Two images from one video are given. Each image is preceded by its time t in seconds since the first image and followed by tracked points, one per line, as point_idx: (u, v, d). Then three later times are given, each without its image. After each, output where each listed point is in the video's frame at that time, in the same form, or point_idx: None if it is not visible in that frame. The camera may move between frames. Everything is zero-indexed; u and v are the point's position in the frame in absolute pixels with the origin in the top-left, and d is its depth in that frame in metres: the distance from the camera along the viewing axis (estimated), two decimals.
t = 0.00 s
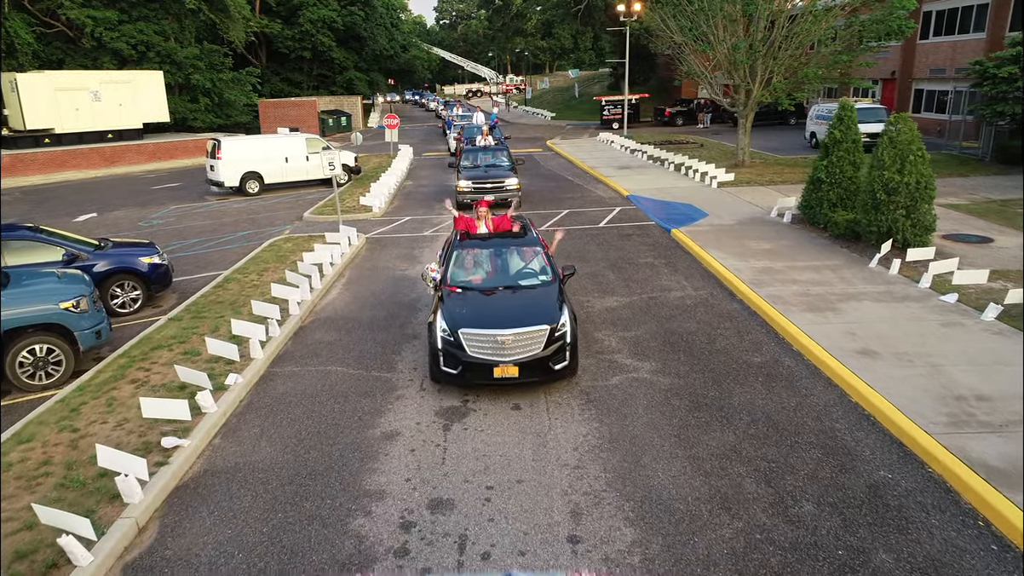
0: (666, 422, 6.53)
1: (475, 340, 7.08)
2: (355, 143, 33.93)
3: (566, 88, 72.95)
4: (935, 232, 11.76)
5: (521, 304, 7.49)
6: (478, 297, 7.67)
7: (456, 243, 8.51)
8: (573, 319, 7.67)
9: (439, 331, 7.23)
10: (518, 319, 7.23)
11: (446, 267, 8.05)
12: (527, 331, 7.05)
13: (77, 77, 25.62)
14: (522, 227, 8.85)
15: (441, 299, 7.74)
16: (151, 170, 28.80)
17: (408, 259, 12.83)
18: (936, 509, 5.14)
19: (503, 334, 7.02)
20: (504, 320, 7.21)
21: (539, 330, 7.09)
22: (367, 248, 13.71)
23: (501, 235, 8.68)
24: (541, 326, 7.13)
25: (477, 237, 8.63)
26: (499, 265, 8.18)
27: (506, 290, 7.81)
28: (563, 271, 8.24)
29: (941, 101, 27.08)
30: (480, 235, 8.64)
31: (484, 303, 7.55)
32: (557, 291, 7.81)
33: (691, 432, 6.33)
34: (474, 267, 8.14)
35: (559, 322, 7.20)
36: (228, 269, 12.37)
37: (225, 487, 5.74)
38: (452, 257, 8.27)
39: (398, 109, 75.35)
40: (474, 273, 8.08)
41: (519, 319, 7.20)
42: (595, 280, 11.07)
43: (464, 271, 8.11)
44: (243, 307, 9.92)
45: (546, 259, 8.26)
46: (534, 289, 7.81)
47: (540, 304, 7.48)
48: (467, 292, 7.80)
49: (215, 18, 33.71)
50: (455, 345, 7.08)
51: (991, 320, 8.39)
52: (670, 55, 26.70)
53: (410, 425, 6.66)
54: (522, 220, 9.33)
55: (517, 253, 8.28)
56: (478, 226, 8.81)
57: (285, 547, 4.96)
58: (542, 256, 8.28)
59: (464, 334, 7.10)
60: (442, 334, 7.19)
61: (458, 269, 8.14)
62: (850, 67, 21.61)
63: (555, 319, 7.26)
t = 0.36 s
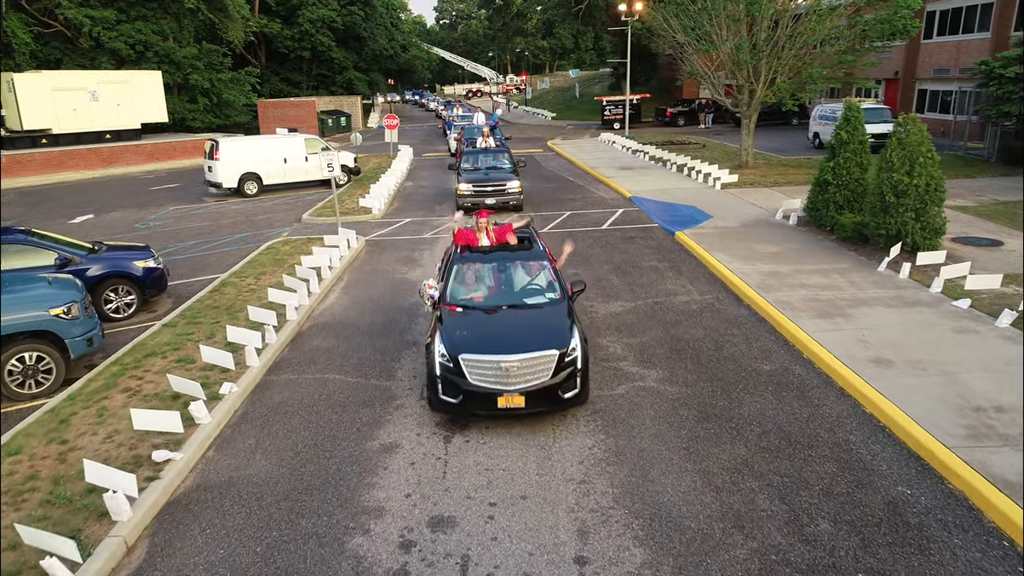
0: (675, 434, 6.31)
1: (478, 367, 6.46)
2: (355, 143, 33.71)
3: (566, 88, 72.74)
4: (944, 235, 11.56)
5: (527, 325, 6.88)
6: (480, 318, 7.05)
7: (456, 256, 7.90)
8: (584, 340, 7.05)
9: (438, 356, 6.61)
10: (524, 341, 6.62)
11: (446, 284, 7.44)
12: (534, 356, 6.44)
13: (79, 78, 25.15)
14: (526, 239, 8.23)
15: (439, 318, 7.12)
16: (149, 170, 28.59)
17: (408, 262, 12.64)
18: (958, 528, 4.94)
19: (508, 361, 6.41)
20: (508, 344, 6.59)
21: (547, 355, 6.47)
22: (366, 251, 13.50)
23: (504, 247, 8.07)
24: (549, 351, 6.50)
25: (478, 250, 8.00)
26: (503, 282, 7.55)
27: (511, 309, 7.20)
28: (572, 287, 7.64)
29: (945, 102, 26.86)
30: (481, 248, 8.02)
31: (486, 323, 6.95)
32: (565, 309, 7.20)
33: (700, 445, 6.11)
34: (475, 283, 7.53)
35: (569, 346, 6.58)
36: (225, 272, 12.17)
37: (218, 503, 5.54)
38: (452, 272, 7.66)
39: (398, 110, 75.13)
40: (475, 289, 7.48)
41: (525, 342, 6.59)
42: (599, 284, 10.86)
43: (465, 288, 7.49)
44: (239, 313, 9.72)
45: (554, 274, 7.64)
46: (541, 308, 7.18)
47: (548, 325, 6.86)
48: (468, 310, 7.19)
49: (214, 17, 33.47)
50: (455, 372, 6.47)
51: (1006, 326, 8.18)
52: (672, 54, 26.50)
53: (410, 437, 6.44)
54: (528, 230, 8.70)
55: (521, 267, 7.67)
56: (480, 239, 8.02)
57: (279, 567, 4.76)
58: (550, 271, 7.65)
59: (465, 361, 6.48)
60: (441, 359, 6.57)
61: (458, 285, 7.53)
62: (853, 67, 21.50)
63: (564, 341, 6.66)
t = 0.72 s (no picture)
0: (685, 450, 6.05)
1: (480, 407, 5.69)
2: (354, 144, 33.47)
3: (566, 88, 72.55)
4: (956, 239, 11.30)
5: (536, 356, 6.12)
6: (482, 347, 6.29)
7: (455, 275, 7.16)
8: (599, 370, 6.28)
9: (435, 393, 5.85)
10: (532, 375, 5.87)
11: (444, 308, 6.70)
12: (544, 395, 5.67)
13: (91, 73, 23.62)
14: (533, 256, 7.51)
15: (437, 347, 6.38)
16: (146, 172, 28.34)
17: (407, 266, 12.37)
18: (988, 554, 4.67)
19: (515, 400, 5.64)
20: (515, 379, 5.82)
21: (558, 392, 5.71)
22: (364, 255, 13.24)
23: (509, 265, 7.34)
24: (562, 388, 5.74)
25: (480, 268, 7.26)
26: (508, 304, 6.81)
27: (516, 336, 6.47)
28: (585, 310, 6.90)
29: (949, 102, 26.64)
30: (484, 266, 7.29)
31: (489, 353, 6.20)
32: (577, 336, 6.46)
33: (713, 461, 5.86)
34: (476, 306, 6.79)
35: (583, 382, 5.83)
36: (221, 277, 11.92)
37: (209, 525, 5.28)
38: (451, 293, 6.92)
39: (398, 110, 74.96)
40: (477, 313, 6.74)
41: (535, 377, 5.83)
42: (602, 290, 10.59)
43: (466, 311, 6.75)
44: (234, 319, 9.45)
45: (563, 295, 6.92)
46: (551, 335, 6.44)
47: (559, 356, 6.11)
48: (470, 337, 6.45)
49: (212, 17, 33.20)
50: (454, 411, 5.71)
51: None
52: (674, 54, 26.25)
53: (409, 455, 6.16)
54: (534, 246, 8.00)
55: (527, 287, 6.94)
56: (480, 254, 7.55)
57: None
58: (559, 292, 6.94)
59: (466, 400, 5.71)
60: (439, 397, 5.82)
61: (457, 308, 6.79)
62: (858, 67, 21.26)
63: (577, 374, 5.91)
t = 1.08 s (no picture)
0: (696, 467, 5.81)
1: (484, 456, 4.97)
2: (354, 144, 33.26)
3: (567, 88, 72.37)
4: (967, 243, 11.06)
5: (546, 395, 5.39)
6: (485, 383, 5.57)
7: (454, 298, 6.43)
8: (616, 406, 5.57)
9: (431, 437, 5.13)
10: (542, 418, 5.15)
11: (442, 338, 5.97)
12: (556, 442, 4.96)
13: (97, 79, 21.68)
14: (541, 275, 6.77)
15: (434, 383, 5.66)
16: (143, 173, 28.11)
17: (407, 270, 12.13)
18: None
19: (523, 448, 4.91)
20: (523, 422, 5.10)
21: (572, 437, 5.00)
22: (363, 259, 13.00)
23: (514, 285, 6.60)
24: (575, 433, 5.03)
25: (482, 289, 6.52)
26: (514, 332, 6.07)
27: (523, 368, 5.75)
28: (599, 337, 6.18)
29: (953, 103, 26.41)
30: (485, 287, 6.56)
31: (492, 389, 5.48)
32: (591, 370, 5.74)
33: (724, 479, 5.63)
34: (478, 333, 6.06)
35: (600, 426, 5.13)
36: (217, 281, 11.68)
37: (198, 548, 5.04)
38: (449, 318, 6.18)
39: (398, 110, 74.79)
40: (479, 341, 6.02)
41: (546, 420, 5.11)
42: (606, 296, 10.35)
43: (466, 339, 6.03)
44: (229, 327, 9.22)
45: (575, 320, 6.17)
46: (562, 369, 5.71)
47: (573, 395, 5.39)
48: (471, 371, 5.73)
49: (211, 17, 32.98)
50: (454, 460, 5.00)
51: None
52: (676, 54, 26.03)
53: (408, 472, 5.91)
54: (540, 264, 7.24)
55: (535, 310, 6.19)
56: (480, 274, 6.90)
57: None
58: (570, 316, 6.19)
59: (466, 448, 4.98)
60: (434, 442, 5.10)
61: (457, 335, 6.07)
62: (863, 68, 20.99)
63: (593, 416, 5.20)
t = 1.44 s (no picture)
0: (705, 483, 5.62)
1: (487, 516, 4.40)
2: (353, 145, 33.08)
3: (567, 88, 72.20)
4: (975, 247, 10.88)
5: (557, 442, 4.82)
6: (488, 427, 5.01)
7: (452, 323, 5.83)
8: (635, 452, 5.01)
9: (427, 492, 4.59)
10: (552, 471, 4.59)
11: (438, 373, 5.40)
12: (568, 498, 4.39)
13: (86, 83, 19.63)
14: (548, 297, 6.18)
15: (429, 424, 5.11)
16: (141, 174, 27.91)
17: (406, 274, 11.95)
18: None
19: (532, 506, 4.33)
20: (530, 476, 4.53)
21: (587, 493, 4.44)
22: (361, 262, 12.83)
23: (519, 308, 5.99)
24: (590, 488, 4.46)
25: (483, 313, 5.93)
26: (519, 363, 5.48)
27: (529, 408, 5.19)
28: (614, 369, 5.61)
29: (957, 103, 26.23)
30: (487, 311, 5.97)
31: (496, 434, 4.93)
32: (606, 409, 5.18)
33: (733, 496, 5.44)
34: (479, 364, 5.47)
35: (618, 479, 4.57)
36: (213, 286, 11.50)
37: (188, 569, 4.85)
38: (447, 348, 5.59)
39: (397, 110, 74.57)
40: (480, 374, 5.44)
41: (557, 474, 4.54)
42: (609, 301, 10.17)
43: (465, 372, 5.45)
44: (225, 334, 9.03)
45: (586, 348, 5.58)
46: (573, 409, 5.15)
47: (586, 441, 4.83)
48: (471, 411, 5.16)
49: (209, 17, 32.80)
50: (452, 519, 4.44)
51: None
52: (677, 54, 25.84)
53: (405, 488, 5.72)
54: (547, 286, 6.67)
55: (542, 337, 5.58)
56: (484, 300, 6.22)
57: None
58: (581, 343, 5.59)
59: (466, 506, 4.42)
60: (431, 497, 4.55)
61: (455, 367, 5.49)
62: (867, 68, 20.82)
63: (610, 468, 4.63)
